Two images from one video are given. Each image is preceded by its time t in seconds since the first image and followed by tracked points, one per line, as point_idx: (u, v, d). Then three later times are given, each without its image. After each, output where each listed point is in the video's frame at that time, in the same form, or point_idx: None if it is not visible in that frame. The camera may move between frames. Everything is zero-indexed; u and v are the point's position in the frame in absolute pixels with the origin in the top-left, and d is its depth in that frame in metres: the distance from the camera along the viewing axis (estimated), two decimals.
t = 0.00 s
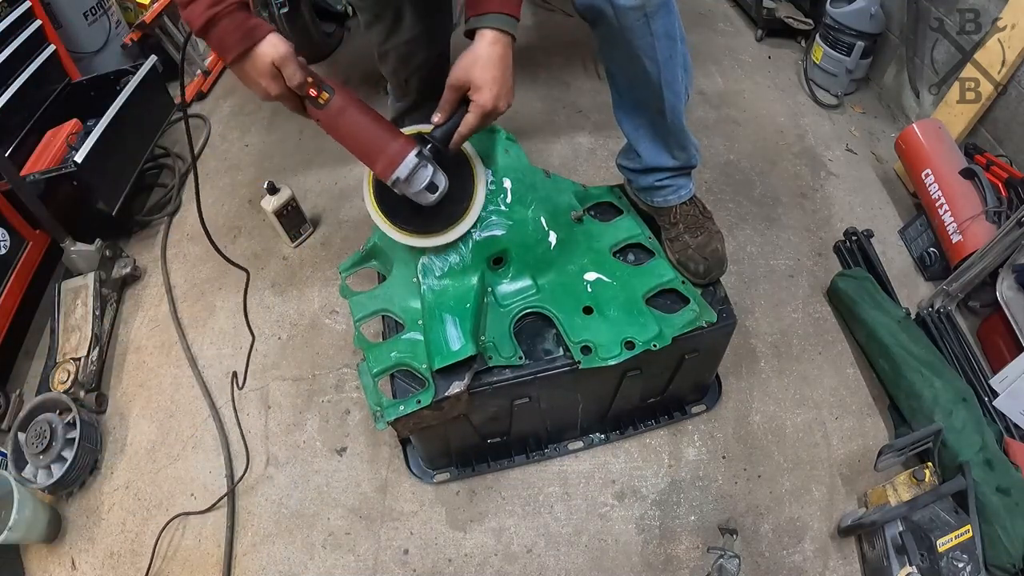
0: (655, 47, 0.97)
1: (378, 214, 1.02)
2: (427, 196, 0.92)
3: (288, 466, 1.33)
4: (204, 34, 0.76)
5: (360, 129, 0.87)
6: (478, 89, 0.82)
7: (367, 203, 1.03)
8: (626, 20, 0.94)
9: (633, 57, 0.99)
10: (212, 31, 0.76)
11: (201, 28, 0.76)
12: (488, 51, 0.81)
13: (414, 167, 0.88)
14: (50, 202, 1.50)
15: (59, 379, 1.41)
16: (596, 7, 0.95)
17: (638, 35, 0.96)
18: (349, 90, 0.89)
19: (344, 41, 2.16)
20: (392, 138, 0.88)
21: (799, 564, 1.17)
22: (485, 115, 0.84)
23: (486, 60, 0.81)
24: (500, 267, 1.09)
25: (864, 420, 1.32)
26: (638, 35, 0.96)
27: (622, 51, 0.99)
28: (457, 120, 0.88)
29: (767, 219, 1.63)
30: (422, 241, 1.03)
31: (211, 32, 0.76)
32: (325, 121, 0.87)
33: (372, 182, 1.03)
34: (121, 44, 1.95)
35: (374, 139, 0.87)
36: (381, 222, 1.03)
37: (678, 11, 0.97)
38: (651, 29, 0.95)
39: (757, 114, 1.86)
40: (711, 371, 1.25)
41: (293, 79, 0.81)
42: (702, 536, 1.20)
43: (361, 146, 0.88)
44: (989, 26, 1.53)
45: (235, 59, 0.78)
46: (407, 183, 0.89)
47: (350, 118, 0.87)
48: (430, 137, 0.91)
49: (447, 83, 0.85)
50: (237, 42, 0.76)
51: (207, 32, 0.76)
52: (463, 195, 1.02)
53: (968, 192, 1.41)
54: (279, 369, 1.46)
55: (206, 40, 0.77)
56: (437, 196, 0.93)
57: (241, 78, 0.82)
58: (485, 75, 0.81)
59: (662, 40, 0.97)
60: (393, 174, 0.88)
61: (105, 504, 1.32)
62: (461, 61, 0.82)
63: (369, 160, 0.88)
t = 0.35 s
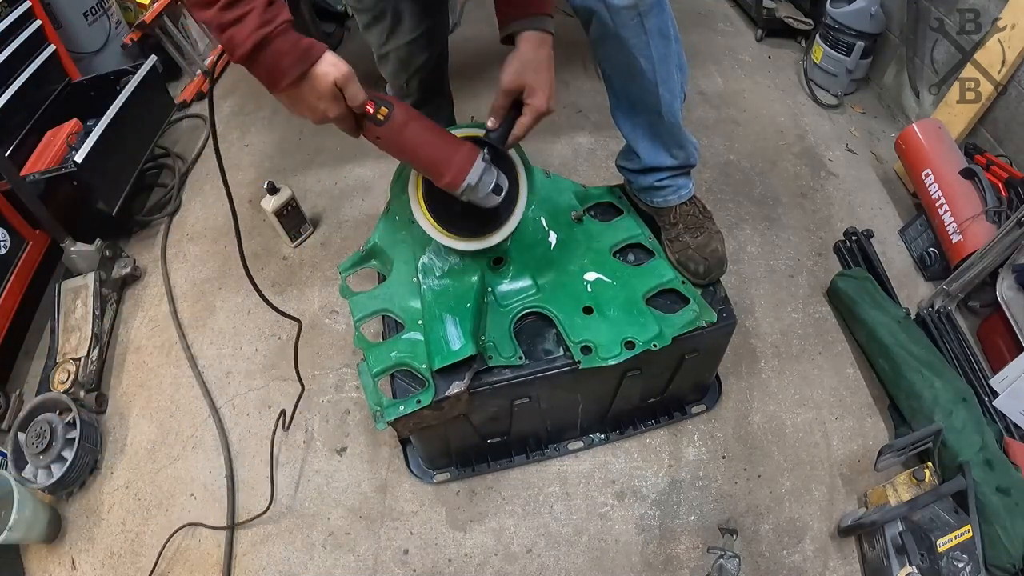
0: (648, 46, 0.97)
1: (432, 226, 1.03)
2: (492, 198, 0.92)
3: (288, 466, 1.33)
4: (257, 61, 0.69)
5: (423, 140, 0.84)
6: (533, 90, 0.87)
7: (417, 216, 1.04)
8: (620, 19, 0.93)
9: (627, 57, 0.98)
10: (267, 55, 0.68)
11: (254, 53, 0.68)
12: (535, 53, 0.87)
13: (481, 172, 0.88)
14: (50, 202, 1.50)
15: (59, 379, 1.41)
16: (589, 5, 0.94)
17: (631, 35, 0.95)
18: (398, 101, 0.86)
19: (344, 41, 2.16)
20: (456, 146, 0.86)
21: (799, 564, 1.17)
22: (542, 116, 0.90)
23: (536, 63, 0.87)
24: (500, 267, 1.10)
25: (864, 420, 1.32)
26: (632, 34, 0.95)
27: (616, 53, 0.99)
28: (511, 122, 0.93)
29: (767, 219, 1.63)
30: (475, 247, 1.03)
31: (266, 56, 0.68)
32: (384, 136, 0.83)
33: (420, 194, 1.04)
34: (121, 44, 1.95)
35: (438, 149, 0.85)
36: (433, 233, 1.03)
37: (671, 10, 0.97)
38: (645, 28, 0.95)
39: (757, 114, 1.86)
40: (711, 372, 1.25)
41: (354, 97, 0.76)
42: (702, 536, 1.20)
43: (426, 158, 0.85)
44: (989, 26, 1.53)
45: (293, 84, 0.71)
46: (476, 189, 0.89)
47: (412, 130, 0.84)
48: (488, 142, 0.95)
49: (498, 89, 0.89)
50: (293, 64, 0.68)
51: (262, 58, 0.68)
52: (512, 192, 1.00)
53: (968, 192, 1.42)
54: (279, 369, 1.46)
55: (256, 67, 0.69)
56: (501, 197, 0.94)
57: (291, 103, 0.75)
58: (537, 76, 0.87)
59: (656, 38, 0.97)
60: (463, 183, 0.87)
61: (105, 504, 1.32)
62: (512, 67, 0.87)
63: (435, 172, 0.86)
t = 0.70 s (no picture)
0: (653, 41, 0.97)
1: (404, 222, 1.00)
2: (461, 188, 0.92)
3: (288, 466, 1.33)
4: (213, 48, 0.67)
5: (388, 131, 0.83)
6: (504, 79, 0.95)
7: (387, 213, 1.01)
8: (627, 13, 0.93)
9: (631, 52, 0.98)
10: (225, 43, 0.67)
11: (210, 41, 0.66)
12: (508, 40, 0.94)
13: (447, 162, 0.87)
14: (50, 202, 1.50)
15: (59, 379, 1.41)
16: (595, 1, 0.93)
17: (636, 29, 0.95)
18: (363, 87, 0.84)
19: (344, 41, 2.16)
20: (422, 136, 0.85)
21: (799, 564, 1.17)
22: (510, 105, 0.97)
23: (508, 51, 0.94)
24: (500, 267, 1.10)
25: (864, 420, 1.32)
26: (636, 28, 0.95)
27: (618, 49, 0.99)
28: (480, 111, 0.98)
29: (767, 219, 1.63)
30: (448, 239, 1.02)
31: (220, 47, 0.67)
32: (348, 125, 0.82)
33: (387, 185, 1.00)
34: (121, 44, 1.95)
35: (403, 138, 0.83)
36: (406, 229, 1.01)
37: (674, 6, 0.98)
38: (649, 23, 0.95)
39: (757, 114, 1.86)
40: (711, 371, 1.25)
41: (313, 86, 0.75)
42: (702, 536, 1.20)
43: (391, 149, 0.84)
44: (989, 26, 1.53)
45: (251, 73, 0.70)
46: (442, 179, 0.88)
47: (376, 120, 0.82)
48: (456, 129, 0.98)
49: (470, 76, 0.95)
50: (251, 55, 0.68)
51: (219, 46, 0.67)
52: (478, 182, 0.99)
53: (968, 192, 1.42)
54: (278, 369, 1.46)
55: (211, 53, 0.67)
56: (467, 188, 0.94)
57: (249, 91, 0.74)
58: (509, 65, 0.94)
59: (660, 33, 0.97)
60: (428, 173, 0.86)
61: (105, 504, 1.32)
62: (484, 54, 0.93)
63: (400, 162, 0.85)
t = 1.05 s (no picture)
0: (653, 40, 0.97)
1: (416, 231, 1.01)
2: (473, 197, 0.92)
3: (288, 466, 1.33)
4: (233, 65, 0.67)
5: (400, 143, 0.83)
6: (511, 87, 0.95)
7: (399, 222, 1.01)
8: (628, 12, 0.93)
9: (631, 51, 0.98)
10: (246, 60, 0.66)
11: (231, 58, 0.66)
12: (513, 47, 0.94)
13: (460, 172, 0.88)
14: (50, 202, 1.50)
15: (59, 379, 1.41)
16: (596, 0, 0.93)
17: (636, 29, 0.95)
18: (370, 101, 0.84)
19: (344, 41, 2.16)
20: (434, 146, 0.85)
21: (799, 564, 1.17)
22: (518, 111, 0.98)
23: (513, 58, 0.94)
24: (500, 267, 1.10)
25: (864, 420, 1.32)
26: (637, 27, 0.95)
27: (619, 48, 0.99)
28: (487, 119, 0.98)
29: (767, 219, 1.63)
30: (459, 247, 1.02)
31: (237, 65, 0.66)
32: (360, 140, 0.82)
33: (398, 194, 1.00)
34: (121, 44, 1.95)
35: (415, 150, 0.84)
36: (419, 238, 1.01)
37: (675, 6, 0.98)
38: (650, 22, 0.95)
39: (757, 114, 1.86)
40: (711, 371, 1.25)
41: (327, 102, 0.75)
42: (702, 536, 1.20)
43: (402, 161, 0.84)
44: (989, 26, 1.53)
45: (270, 90, 0.70)
46: (455, 188, 0.88)
47: (387, 133, 0.82)
48: (465, 137, 0.98)
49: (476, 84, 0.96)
50: (269, 74, 0.68)
51: (239, 63, 0.67)
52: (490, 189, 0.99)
53: (968, 192, 1.41)
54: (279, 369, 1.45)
55: (230, 70, 0.67)
56: (480, 196, 0.95)
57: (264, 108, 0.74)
58: (515, 72, 0.94)
59: (660, 33, 0.97)
60: (442, 183, 0.86)
61: (105, 504, 1.32)
62: (491, 63, 0.94)
63: (413, 173, 0.86)
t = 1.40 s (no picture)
0: (657, 42, 0.96)
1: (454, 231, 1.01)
2: (509, 201, 0.92)
3: (288, 466, 1.33)
4: (282, 70, 0.66)
5: (440, 147, 0.83)
6: (550, 94, 0.96)
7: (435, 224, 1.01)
8: (630, 13, 0.93)
9: (634, 52, 0.98)
10: (295, 65, 0.66)
11: (281, 62, 0.65)
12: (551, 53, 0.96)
13: (498, 176, 0.87)
14: (50, 202, 1.50)
15: (59, 379, 1.41)
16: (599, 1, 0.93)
17: (639, 30, 0.95)
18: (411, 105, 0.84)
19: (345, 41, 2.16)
20: (473, 150, 0.85)
21: (799, 564, 1.17)
22: (555, 118, 0.98)
23: (551, 65, 0.96)
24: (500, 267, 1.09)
25: (864, 420, 1.32)
26: (641, 29, 0.95)
27: (622, 48, 0.99)
28: (525, 125, 0.98)
29: (768, 219, 1.63)
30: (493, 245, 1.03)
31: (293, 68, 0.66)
32: (400, 143, 0.82)
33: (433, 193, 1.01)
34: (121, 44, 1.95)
35: (456, 155, 0.84)
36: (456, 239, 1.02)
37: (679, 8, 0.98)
38: (653, 24, 0.94)
39: (757, 114, 1.86)
40: (711, 371, 1.25)
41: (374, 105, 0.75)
42: (702, 536, 1.20)
43: (443, 165, 0.84)
44: (989, 26, 1.53)
45: (317, 93, 0.69)
46: (492, 193, 0.88)
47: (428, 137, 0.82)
48: (502, 142, 0.97)
49: (515, 92, 0.96)
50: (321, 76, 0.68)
51: (289, 67, 0.66)
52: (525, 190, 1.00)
53: (968, 192, 1.41)
54: (278, 369, 1.46)
55: (279, 75, 0.66)
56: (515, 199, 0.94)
57: (308, 111, 0.73)
58: (554, 78, 0.96)
59: (665, 35, 0.96)
60: (480, 187, 0.86)
61: (105, 504, 1.32)
62: (531, 70, 0.95)
63: (451, 177, 0.85)
